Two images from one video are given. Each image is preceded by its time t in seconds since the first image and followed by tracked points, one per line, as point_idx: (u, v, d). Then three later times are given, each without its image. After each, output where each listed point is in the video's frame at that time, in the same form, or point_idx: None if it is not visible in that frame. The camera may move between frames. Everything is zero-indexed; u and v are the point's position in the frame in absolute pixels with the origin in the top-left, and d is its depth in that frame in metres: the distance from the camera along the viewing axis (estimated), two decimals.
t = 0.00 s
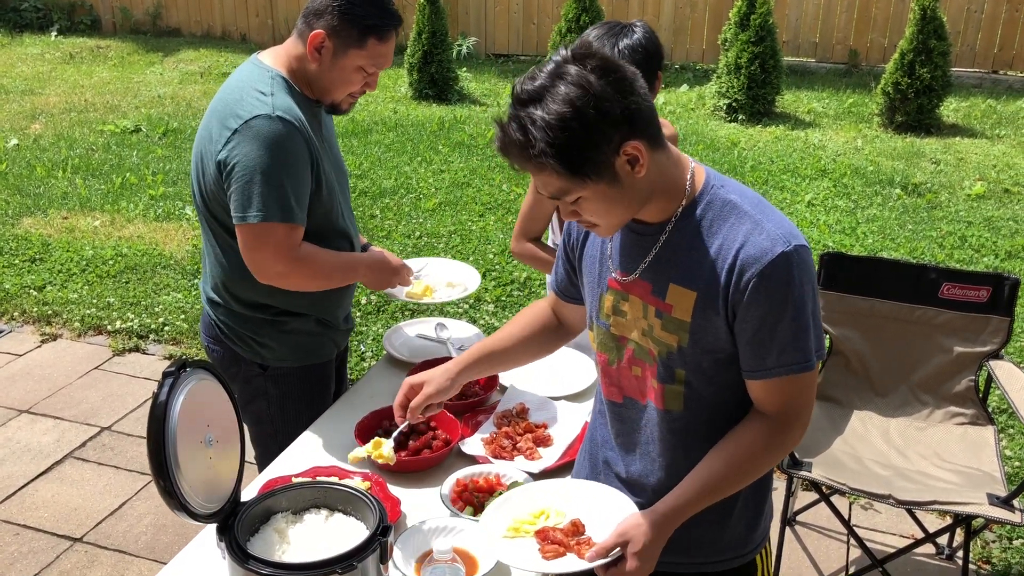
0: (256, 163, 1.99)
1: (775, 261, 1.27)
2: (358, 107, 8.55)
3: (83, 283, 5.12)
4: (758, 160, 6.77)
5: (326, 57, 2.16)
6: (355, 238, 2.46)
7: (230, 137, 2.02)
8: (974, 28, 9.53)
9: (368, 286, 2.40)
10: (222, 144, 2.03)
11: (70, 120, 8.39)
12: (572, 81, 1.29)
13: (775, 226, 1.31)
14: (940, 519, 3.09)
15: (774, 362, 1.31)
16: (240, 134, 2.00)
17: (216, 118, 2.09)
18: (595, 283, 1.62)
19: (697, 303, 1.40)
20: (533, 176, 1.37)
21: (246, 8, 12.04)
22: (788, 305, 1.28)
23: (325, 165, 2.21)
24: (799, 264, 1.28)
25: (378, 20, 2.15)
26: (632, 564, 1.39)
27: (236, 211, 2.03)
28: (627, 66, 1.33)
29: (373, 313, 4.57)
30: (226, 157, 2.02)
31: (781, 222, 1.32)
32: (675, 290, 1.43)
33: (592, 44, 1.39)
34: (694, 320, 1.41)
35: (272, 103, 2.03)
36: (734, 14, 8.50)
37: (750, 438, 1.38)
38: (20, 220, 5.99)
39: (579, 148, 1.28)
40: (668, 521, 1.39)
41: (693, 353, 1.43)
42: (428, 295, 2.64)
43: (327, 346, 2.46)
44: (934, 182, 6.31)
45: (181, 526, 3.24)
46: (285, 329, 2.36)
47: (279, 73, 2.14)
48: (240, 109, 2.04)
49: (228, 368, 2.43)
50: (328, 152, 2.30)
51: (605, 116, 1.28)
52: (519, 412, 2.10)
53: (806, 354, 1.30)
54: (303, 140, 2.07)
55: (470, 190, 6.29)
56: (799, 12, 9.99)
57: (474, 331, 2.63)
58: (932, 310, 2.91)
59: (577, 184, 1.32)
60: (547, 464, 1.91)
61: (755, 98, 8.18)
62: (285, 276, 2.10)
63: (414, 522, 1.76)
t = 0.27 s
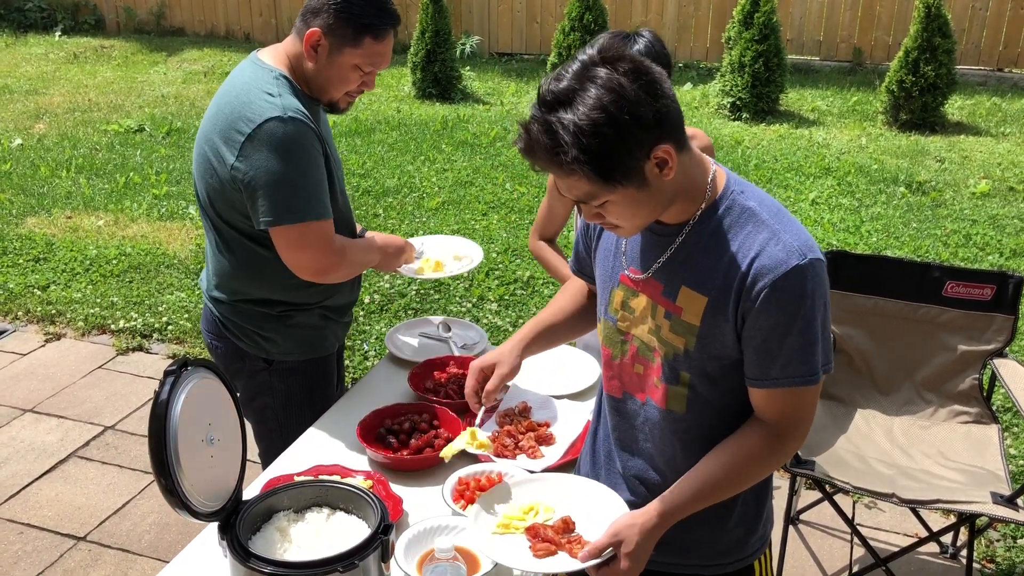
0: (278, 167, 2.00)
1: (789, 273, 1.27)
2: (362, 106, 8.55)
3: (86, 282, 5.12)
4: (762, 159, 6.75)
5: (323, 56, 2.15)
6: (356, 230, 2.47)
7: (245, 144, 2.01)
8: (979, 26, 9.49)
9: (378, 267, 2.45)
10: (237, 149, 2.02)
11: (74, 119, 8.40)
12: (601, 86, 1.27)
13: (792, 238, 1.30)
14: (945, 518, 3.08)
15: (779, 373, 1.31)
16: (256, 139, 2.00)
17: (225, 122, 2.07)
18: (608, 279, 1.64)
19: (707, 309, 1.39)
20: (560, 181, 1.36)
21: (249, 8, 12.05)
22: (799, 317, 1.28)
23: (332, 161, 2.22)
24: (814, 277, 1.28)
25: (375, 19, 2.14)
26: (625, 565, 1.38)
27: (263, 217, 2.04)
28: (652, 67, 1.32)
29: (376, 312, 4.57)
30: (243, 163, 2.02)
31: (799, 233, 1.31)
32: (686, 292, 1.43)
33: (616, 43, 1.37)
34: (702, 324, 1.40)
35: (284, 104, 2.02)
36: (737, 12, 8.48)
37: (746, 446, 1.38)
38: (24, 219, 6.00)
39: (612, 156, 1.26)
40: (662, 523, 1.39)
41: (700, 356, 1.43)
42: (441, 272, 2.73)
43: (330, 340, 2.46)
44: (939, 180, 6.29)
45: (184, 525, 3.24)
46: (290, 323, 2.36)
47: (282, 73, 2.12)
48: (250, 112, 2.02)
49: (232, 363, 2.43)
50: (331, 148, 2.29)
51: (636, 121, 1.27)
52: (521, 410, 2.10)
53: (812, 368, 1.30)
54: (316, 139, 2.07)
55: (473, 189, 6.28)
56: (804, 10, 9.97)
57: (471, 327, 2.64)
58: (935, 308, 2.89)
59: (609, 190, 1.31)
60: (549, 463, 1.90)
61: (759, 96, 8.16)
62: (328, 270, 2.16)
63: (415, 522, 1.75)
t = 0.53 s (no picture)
0: (289, 167, 2.01)
1: (808, 282, 1.26)
2: (366, 108, 8.56)
3: (91, 284, 5.14)
4: (765, 159, 6.75)
5: (322, 57, 2.16)
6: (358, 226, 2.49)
7: (253, 146, 2.01)
8: (983, 25, 9.47)
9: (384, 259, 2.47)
10: (246, 152, 2.02)
11: (79, 122, 8.44)
12: (634, 79, 1.27)
13: (814, 246, 1.29)
14: (948, 517, 3.07)
15: (793, 382, 1.31)
16: (264, 140, 2.00)
17: (231, 124, 2.06)
18: (626, 276, 1.66)
19: (724, 312, 1.40)
20: (588, 178, 1.36)
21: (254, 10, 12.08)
22: (817, 325, 1.27)
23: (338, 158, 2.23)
24: (833, 287, 1.27)
25: (374, 20, 2.15)
26: (628, 563, 1.40)
27: (276, 216, 2.06)
28: (682, 62, 1.32)
29: (380, 312, 4.58)
30: (252, 164, 2.02)
31: (821, 241, 1.31)
32: (704, 294, 1.43)
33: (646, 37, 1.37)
34: (718, 327, 1.41)
35: (290, 105, 2.03)
36: (741, 12, 8.47)
37: (755, 452, 1.38)
38: (30, 222, 6.03)
39: (644, 151, 1.26)
40: (666, 524, 1.40)
41: (714, 359, 1.44)
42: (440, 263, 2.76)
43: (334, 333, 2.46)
44: (943, 180, 6.27)
45: (188, 525, 3.25)
46: (297, 318, 2.37)
47: (284, 75, 2.12)
48: (257, 114, 2.02)
49: (238, 361, 2.42)
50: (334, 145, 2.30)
51: (668, 116, 1.26)
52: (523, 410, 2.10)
53: (825, 379, 1.30)
54: (324, 138, 2.09)
55: (476, 190, 6.29)
56: (807, 10, 9.95)
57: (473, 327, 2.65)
58: (938, 308, 2.89)
59: (639, 185, 1.30)
60: (552, 463, 1.91)
61: (763, 96, 8.15)
62: (343, 265, 2.18)
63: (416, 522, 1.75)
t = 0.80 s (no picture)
0: (289, 165, 2.02)
1: (844, 293, 1.26)
2: (369, 110, 8.58)
3: (96, 287, 5.16)
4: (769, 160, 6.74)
5: (322, 56, 2.17)
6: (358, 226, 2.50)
7: (255, 145, 2.02)
8: (987, 25, 9.44)
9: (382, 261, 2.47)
10: (249, 150, 2.03)
11: (84, 126, 8.46)
12: (683, 69, 1.27)
13: (852, 257, 1.29)
14: (953, 517, 3.06)
15: (823, 394, 1.30)
16: (267, 139, 2.01)
17: (234, 122, 2.07)
18: (658, 273, 1.68)
19: (756, 318, 1.40)
20: (626, 170, 1.35)
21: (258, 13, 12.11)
22: (851, 337, 1.27)
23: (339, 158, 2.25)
24: (870, 299, 1.26)
25: (372, 17, 2.15)
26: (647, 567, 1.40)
27: (279, 213, 2.06)
28: (729, 56, 1.32)
29: (384, 314, 4.58)
30: (256, 162, 2.03)
31: (859, 252, 1.30)
32: (737, 298, 1.44)
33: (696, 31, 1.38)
34: (749, 333, 1.41)
35: (293, 104, 2.04)
36: (744, 13, 8.46)
37: (781, 461, 1.37)
38: (35, 225, 6.05)
39: (690, 142, 1.26)
40: (687, 529, 1.40)
41: (742, 365, 1.44)
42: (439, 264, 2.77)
43: (339, 332, 2.47)
44: (947, 180, 6.26)
45: (193, 527, 3.26)
46: (303, 317, 2.37)
47: (283, 74, 2.13)
48: (259, 113, 2.02)
49: (245, 360, 2.43)
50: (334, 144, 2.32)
51: (715, 109, 1.27)
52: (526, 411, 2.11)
53: (857, 392, 1.29)
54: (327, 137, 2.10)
55: (480, 192, 6.29)
56: (810, 10, 9.93)
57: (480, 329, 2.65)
58: (941, 307, 2.88)
59: (680, 177, 1.30)
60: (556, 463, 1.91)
61: (766, 97, 8.14)
62: (344, 262, 2.17)
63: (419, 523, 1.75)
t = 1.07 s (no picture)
0: (285, 162, 2.01)
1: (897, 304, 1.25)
2: (372, 112, 8.59)
3: (100, 289, 5.17)
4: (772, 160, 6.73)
5: (323, 54, 2.17)
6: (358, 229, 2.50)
7: (251, 141, 2.02)
8: (990, 25, 9.42)
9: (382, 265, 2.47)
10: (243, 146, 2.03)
11: (88, 128, 8.49)
12: (744, 68, 1.28)
13: (905, 269, 1.28)
14: (959, 518, 3.05)
15: (868, 408, 1.30)
16: (262, 135, 2.01)
17: (230, 121, 2.08)
18: (701, 280, 1.70)
19: (801, 328, 1.40)
20: (682, 168, 1.36)
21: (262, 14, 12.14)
22: (900, 350, 1.26)
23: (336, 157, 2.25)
24: (920, 312, 1.26)
25: (370, 14, 2.16)
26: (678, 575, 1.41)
27: (274, 209, 2.05)
28: (794, 65, 1.33)
29: (387, 315, 4.59)
30: (252, 160, 2.03)
31: (911, 265, 1.29)
32: (782, 306, 1.44)
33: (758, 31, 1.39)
34: (793, 342, 1.42)
35: (291, 101, 2.04)
36: (746, 13, 8.46)
37: (820, 472, 1.37)
38: (39, 228, 6.07)
39: (747, 140, 1.26)
40: (721, 538, 1.40)
41: (783, 374, 1.44)
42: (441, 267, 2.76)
43: (340, 332, 2.47)
44: (951, 180, 6.25)
45: (197, 529, 3.26)
46: (305, 317, 2.37)
47: (281, 72, 2.13)
48: (254, 110, 2.03)
49: (246, 361, 2.43)
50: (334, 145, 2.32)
51: (776, 110, 1.27)
52: (530, 413, 2.11)
53: (903, 407, 1.28)
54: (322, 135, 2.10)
55: (483, 193, 6.30)
56: (814, 10, 9.92)
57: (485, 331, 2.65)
58: (945, 307, 2.86)
59: (734, 177, 1.31)
60: (559, 464, 1.91)
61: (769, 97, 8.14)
62: (335, 262, 2.16)
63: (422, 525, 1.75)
